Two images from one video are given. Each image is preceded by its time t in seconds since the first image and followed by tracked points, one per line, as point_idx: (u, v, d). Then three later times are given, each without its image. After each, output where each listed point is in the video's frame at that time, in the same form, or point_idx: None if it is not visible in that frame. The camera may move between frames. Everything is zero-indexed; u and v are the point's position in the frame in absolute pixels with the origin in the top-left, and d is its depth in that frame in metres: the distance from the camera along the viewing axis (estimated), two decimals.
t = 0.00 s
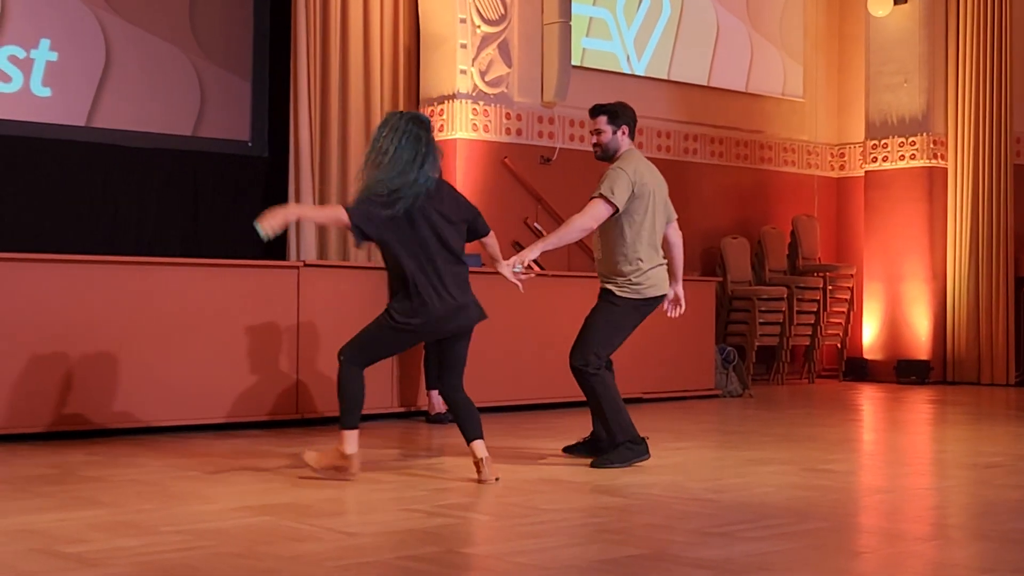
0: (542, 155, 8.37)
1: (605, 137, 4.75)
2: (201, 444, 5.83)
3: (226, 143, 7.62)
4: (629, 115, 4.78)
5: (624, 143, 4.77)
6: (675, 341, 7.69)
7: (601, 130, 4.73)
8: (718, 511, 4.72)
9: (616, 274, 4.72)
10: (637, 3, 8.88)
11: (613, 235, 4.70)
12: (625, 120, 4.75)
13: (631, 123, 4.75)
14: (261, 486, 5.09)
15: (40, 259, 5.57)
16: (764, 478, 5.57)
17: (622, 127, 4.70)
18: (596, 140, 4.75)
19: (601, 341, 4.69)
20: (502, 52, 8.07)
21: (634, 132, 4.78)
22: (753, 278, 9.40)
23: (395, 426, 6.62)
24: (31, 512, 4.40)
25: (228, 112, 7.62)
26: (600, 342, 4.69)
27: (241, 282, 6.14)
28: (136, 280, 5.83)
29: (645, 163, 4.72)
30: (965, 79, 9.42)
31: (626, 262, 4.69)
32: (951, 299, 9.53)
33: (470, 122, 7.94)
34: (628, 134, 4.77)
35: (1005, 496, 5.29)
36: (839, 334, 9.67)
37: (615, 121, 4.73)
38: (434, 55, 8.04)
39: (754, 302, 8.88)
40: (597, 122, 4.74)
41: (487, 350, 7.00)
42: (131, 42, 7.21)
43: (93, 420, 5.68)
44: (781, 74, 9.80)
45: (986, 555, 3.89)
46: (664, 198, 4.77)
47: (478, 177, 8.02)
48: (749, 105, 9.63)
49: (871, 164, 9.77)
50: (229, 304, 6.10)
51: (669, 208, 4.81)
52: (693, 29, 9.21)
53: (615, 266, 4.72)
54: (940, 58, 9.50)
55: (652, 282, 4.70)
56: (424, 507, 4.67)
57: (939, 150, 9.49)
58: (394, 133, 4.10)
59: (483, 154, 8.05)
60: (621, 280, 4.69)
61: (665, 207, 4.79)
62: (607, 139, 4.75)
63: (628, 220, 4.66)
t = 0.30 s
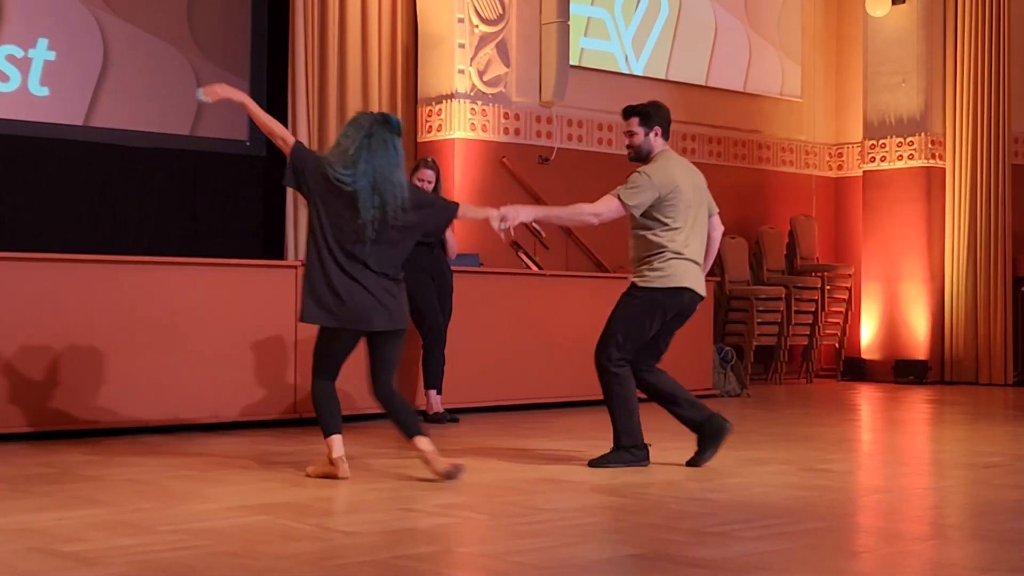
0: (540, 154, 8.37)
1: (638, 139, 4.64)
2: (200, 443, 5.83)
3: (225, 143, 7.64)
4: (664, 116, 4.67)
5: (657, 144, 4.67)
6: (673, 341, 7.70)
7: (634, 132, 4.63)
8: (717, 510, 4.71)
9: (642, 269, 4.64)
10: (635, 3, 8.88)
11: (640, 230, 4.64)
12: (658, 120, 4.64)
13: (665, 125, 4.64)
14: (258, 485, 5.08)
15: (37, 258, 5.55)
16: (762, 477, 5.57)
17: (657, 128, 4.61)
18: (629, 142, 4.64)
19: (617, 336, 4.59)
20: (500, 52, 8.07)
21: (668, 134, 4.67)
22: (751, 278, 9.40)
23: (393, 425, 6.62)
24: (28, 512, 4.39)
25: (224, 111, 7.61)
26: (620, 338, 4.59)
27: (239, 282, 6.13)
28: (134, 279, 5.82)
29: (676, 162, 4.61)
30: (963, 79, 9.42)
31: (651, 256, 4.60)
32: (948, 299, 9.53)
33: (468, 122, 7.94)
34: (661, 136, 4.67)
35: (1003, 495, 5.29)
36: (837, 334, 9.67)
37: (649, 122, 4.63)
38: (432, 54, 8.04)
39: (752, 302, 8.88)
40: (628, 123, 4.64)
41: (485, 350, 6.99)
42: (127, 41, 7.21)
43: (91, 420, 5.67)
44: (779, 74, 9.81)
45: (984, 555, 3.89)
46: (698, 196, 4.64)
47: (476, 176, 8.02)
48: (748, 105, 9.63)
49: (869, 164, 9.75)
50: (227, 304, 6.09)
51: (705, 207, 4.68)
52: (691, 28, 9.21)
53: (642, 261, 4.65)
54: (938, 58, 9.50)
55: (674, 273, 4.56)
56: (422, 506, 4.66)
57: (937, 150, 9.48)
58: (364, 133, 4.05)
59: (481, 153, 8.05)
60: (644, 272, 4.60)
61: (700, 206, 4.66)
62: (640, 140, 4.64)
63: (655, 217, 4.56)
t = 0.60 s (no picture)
0: (530, 157, 8.37)
1: (658, 133, 4.74)
2: (190, 446, 5.81)
3: (215, 144, 7.63)
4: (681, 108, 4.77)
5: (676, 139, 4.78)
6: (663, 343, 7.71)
7: (655, 127, 4.73)
8: (707, 512, 4.71)
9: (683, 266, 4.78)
10: (626, 6, 8.90)
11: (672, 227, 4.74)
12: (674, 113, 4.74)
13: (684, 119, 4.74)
14: (248, 486, 5.07)
15: (27, 260, 5.54)
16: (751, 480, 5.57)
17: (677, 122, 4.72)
18: (650, 138, 4.75)
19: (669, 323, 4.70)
20: (491, 54, 8.07)
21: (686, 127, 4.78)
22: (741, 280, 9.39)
23: (384, 427, 6.61)
24: (16, 514, 4.38)
25: (215, 113, 7.61)
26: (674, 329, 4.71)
27: (229, 284, 6.12)
28: (124, 281, 5.81)
29: (695, 158, 4.74)
30: (953, 83, 9.43)
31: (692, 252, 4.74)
32: (938, 301, 9.55)
33: (458, 124, 7.93)
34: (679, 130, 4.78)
35: (992, 497, 5.29)
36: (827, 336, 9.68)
37: (667, 117, 4.72)
38: (423, 57, 8.04)
39: (742, 304, 8.92)
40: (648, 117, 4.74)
41: (476, 352, 6.99)
42: (118, 42, 7.20)
43: (81, 422, 5.65)
44: (770, 76, 9.82)
45: (973, 558, 3.89)
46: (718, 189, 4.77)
47: (466, 178, 8.01)
48: (739, 108, 9.64)
49: (859, 167, 9.78)
50: (217, 305, 6.08)
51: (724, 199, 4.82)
52: (682, 31, 9.23)
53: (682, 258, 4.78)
54: (929, 63, 9.51)
55: (723, 267, 4.72)
56: (412, 508, 4.65)
57: (927, 153, 9.50)
58: (329, 128, 4.20)
59: (471, 156, 8.04)
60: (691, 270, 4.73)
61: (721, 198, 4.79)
62: (660, 136, 4.75)
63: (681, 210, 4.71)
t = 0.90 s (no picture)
0: (517, 161, 8.38)
1: (633, 130, 4.51)
2: (175, 450, 5.80)
3: (199, 147, 7.63)
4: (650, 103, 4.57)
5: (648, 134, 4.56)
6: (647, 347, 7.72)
7: (629, 123, 4.50)
8: (690, 516, 4.72)
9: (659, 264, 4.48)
10: (612, 11, 8.91)
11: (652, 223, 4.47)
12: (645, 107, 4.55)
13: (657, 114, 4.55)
14: (232, 490, 5.06)
15: (11, 263, 5.53)
16: (734, 484, 5.58)
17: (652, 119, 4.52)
18: (624, 134, 4.51)
19: (683, 343, 4.44)
20: (477, 58, 8.08)
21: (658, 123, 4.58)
22: (727, 285, 9.41)
23: (369, 431, 6.61)
24: None
25: (199, 116, 7.61)
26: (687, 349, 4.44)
27: (215, 287, 6.12)
28: (108, 284, 5.79)
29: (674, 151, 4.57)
30: (938, 89, 9.45)
31: (673, 255, 4.47)
32: (922, 306, 9.57)
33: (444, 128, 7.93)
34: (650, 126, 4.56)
35: (974, 501, 5.31)
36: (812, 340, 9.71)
37: (641, 113, 4.51)
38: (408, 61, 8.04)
39: (727, 309, 8.92)
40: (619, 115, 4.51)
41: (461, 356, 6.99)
42: (102, 45, 7.20)
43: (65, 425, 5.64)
44: (756, 81, 9.84)
45: (955, 561, 3.91)
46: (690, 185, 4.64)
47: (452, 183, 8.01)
48: (725, 113, 9.66)
49: (845, 172, 9.81)
50: (202, 309, 6.08)
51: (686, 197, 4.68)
52: (668, 35, 9.24)
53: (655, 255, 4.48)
54: (913, 69, 9.54)
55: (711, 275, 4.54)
56: (396, 512, 4.65)
57: (911, 158, 9.52)
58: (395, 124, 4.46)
59: (458, 160, 8.05)
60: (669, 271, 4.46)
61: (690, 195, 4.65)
62: (634, 132, 4.52)
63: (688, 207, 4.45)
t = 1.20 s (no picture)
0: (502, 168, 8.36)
1: (586, 134, 4.25)
2: (158, 456, 5.78)
3: (184, 152, 7.61)
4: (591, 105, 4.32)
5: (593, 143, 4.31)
6: (633, 354, 7.72)
7: (583, 126, 4.23)
8: (672, 523, 4.71)
9: (604, 274, 4.25)
10: (597, 18, 8.92)
11: (608, 231, 4.25)
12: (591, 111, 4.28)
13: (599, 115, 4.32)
14: (214, 497, 5.04)
15: None
16: (717, 491, 5.58)
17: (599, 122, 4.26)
18: (577, 139, 4.24)
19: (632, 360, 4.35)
20: (462, 65, 8.08)
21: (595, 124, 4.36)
22: (712, 292, 9.42)
23: (352, 437, 6.59)
24: None
25: (183, 121, 7.59)
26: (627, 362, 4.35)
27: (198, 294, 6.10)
28: (92, 290, 5.78)
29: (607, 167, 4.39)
30: (922, 98, 9.49)
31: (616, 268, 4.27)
32: (906, 313, 9.59)
33: (429, 134, 7.93)
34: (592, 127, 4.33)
35: (957, 508, 5.32)
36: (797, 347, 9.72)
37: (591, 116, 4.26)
38: (393, 67, 8.04)
39: (712, 316, 8.93)
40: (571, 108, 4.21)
41: (445, 363, 6.98)
42: (87, 50, 7.19)
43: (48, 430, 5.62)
44: (740, 88, 9.87)
45: (937, 569, 3.91)
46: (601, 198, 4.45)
47: (436, 189, 8.00)
48: (708, 120, 9.68)
49: (829, 179, 9.84)
50: (186, 315, 6.05)
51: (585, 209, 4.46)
52: (654, 42, 9.26)
53: (603, 264, 4.25)
54: (897, 78, 9.57)
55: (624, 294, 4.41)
56: (379, 519, 4.64)
57: (895, 166, 9.56)
58: (479, 133, 4.51)
59: (442, 166, 8.03)
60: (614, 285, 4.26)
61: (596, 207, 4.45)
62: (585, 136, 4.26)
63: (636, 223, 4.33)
